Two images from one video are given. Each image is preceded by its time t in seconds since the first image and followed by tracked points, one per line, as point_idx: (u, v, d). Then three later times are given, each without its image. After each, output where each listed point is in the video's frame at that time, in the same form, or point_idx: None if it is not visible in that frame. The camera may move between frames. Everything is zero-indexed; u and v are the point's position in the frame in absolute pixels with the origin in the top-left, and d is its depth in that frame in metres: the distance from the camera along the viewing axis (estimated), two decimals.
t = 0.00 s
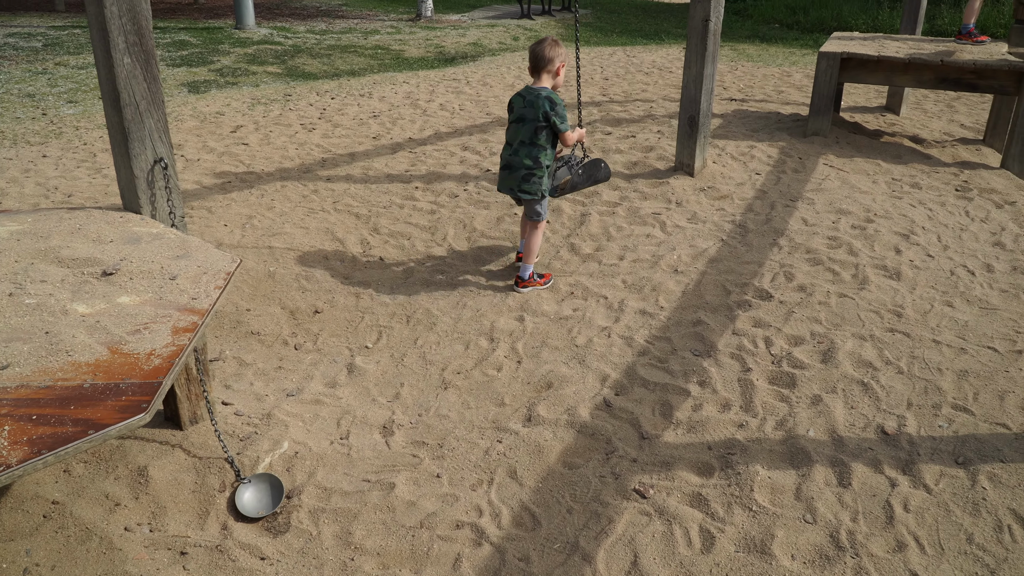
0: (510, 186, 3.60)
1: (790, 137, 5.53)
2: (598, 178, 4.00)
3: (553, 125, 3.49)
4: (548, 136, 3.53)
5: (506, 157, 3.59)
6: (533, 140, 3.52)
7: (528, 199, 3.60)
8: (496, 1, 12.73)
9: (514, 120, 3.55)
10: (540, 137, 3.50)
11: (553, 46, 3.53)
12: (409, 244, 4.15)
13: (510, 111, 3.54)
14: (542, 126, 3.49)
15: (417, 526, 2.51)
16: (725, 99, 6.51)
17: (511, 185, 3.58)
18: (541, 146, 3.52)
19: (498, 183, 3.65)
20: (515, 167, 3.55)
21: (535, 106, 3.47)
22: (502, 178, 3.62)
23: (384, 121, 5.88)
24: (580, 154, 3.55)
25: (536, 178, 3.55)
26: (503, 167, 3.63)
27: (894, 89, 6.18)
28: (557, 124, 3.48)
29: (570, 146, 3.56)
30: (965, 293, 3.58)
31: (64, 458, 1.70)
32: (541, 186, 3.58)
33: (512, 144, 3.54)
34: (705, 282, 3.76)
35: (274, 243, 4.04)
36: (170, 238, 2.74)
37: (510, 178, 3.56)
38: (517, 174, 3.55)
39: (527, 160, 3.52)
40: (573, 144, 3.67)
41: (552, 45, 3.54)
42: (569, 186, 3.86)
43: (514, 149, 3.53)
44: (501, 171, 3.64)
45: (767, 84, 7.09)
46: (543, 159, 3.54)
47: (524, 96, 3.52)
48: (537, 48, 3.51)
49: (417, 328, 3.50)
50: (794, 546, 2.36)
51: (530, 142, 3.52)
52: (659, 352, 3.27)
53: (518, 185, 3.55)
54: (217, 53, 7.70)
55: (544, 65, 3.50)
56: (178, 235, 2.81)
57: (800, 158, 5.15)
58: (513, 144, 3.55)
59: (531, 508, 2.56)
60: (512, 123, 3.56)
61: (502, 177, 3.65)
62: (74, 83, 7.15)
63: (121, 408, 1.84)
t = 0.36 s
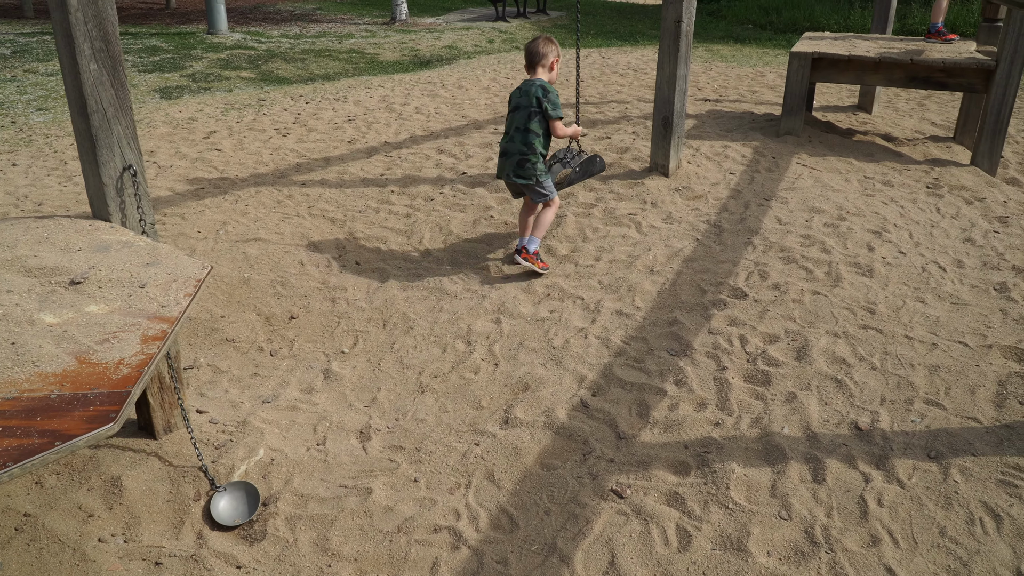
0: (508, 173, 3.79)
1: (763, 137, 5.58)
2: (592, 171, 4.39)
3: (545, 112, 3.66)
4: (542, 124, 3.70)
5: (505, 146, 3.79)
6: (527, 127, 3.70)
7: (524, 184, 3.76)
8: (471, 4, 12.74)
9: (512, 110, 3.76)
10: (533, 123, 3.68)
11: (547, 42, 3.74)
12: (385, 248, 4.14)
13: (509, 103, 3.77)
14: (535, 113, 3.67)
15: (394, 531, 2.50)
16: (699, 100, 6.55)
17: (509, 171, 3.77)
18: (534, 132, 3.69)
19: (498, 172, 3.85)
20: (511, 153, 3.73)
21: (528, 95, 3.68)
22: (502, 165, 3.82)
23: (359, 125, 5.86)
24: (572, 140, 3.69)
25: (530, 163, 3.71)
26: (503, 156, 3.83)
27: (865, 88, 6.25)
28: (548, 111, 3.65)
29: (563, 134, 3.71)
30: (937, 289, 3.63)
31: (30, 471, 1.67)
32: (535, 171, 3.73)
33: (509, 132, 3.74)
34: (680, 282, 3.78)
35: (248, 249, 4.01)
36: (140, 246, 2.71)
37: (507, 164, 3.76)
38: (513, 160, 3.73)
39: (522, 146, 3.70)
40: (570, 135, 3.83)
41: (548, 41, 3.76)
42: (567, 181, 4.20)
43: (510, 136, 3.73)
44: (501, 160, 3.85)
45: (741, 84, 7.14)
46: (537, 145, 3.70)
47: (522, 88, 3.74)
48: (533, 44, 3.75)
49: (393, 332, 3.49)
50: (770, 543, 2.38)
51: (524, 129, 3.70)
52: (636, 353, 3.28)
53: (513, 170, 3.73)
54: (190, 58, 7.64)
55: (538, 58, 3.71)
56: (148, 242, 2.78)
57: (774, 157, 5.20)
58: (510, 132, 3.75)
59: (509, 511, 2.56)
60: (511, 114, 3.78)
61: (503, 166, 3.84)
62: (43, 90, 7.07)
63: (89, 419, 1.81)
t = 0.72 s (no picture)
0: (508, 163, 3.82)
1: (737, 133, 5.61)
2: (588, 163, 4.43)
3: (551, 105, 3.73)
4: (547, 117, 3.76)
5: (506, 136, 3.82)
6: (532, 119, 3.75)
7: (524, 174, 3.80)
8: (447, 2, 12.71)
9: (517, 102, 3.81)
10: (538, 115, 3.74)
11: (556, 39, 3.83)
12: (360, 248, 4.12)
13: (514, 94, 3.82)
14: (541, 105, 3.73)
15: (371, 532, 2.49)
16: (675, 96, 6.58)
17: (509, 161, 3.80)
18: (539, 123, 3.74)
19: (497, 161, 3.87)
20: (513, 142, 3.77)
21: (535, 88, 3.74)
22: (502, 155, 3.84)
23: (334, 124, 5.82)
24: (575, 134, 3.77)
25: (532, 154, 3.76)
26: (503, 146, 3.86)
27: (838, 83, 6.30)
28: (555, 105, 3.72)
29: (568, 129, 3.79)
30: (908, 281, 3.67)
31: None
32: (537, 163, 3.77)
33: (512, 122, 3.78)
34: (656, 278, 3.79)
35: (222, 251, 3.98)
36: (107, 249, 2.67)
37: (508, 153, 3.78)
38: (515, 149, 3.77)
39: (525, 137, 3.74)
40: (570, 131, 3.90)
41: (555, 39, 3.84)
42: (563, 173, 4.18)
43: (513, 126, 3.77)
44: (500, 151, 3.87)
45: (716, 80, 7.18)
46: (541, 137, 3.75)
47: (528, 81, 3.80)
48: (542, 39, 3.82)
49: (369, 332, 3.47)
50: (745, 536, 2.39)
51: (529, 120, 3.75)
52: (612, 349, 3.29)
53: (515, 159, 3.77)
54: (162, 59, 7.55)
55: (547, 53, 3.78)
56: (115, 245, 2.74)
57: (748, 152, 5.23)
58: (513, 122, 3.79)
59: (486, 509, 2.56)
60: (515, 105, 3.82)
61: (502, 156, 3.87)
62: (12, 92, 6.96)
63: (53, 425, 1.77)
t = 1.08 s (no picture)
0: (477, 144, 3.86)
1: (711, 124, 5.62)
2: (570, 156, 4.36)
3: (522, 90, 3.79)
4: (518, 104, 3.81)
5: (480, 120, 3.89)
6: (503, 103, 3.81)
7: (487, 153, 3.81)
8: None
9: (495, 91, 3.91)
10: (508, 98, 3.79)
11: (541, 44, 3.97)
12: (333, 243, 4.09)
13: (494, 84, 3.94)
14: (512, 90, 3.80)
15: (343, 529, 2.48)
16: (649, 89, 6.58)
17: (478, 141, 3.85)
18: (507, 106, 3.79)
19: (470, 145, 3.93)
20: (482, 123, 3.83)
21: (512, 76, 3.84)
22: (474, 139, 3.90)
23: (307, 119, 5.77)
24: (543, 118, 3.75)
25: (496, 134, 3.78)
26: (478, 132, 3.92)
27: (811, 74, 6.33)
28: (525, 90, 3.78)
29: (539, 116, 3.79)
30: (879, 270, 3.69)
31: None
32: (501, 142, 3.78)
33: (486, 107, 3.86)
34: (630, 270, 3.79)
35: (192, 248, 3.93)
36: (69, 248, 2.62)
37: (476, 133, 3.84)
38: (483, 129, 3.82)
39: (493, 118, 3.79)
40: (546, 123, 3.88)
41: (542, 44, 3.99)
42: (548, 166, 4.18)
43: (485, 108, 3.85)
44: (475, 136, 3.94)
45: (691, 72, 7.19)
46: (508, 119, 3.78)
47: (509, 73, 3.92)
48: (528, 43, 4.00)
49: (342, 328, 3.44)
50: (717, 526, 2.40)
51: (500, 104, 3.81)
52: (586, 341, 3.29)
53: (481, 139, 3.81)
54: (131, 54, 7.45)
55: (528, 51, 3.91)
56: (78, 243, 2.69)
57: (721, 144, 5.24)
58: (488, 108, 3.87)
59: (459, 504, 2.55)
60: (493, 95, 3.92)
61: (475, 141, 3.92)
62: None
63: (10, 428, 1.72)
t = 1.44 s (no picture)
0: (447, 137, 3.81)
1: (683, 118, 5.62)
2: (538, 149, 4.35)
3: (496, 87, 3.79)
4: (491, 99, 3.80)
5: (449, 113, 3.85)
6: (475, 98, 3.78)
7: (459, 147, 3.77)
8: None
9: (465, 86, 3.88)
10: (481, 93, 3.77)
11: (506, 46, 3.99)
12: (303, 241, 4.05)
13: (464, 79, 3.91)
14: (486, 86, 3.78)
15: (311, 529, 2.45)
16: (623, 83, 6.57)
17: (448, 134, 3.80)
18: (481, 101, 3.76)
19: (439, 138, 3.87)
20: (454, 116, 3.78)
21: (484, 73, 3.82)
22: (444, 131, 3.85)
23: (278, 115, 5.72)
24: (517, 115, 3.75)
25: (469, 128, 3.75)
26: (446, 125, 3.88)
27: (782, 68, 6.34)
28: (499, 86, 3.78)
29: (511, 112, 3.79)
30: (848, 263, 3.71)
31: None
32: (473, 137, 3.75)
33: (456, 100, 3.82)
34: (601, 265, 3.78)
35: (161, 246, 3.89)
36: (27, 248, 2.55)
37: (447, 126, 3.79)
38: (454, 122, 3.77)
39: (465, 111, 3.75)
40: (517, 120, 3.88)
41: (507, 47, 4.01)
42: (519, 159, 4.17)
43: (456, 101, 3.81)
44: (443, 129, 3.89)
45: (665, 66, 7.19)
46: (481, 114, 3.76)
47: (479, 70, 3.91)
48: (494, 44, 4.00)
49: (312, 327, 3.41)
50: (685, 520, 2.40)
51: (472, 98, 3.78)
52: (557, 337, 3.28)
53: (452, 132, 3.77)
54: (100, 50, 7.35)
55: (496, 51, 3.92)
56: (36, 244, 2.63)
57: (693, 138, 5.24)
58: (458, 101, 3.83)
59: (428, 502, 2.53)
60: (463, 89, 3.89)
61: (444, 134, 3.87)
62: None
63: None
